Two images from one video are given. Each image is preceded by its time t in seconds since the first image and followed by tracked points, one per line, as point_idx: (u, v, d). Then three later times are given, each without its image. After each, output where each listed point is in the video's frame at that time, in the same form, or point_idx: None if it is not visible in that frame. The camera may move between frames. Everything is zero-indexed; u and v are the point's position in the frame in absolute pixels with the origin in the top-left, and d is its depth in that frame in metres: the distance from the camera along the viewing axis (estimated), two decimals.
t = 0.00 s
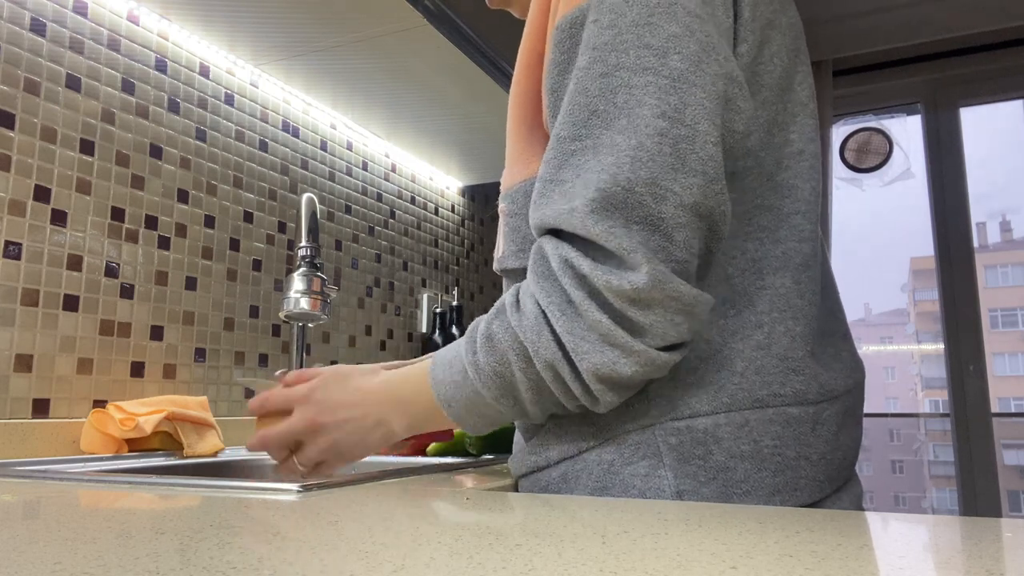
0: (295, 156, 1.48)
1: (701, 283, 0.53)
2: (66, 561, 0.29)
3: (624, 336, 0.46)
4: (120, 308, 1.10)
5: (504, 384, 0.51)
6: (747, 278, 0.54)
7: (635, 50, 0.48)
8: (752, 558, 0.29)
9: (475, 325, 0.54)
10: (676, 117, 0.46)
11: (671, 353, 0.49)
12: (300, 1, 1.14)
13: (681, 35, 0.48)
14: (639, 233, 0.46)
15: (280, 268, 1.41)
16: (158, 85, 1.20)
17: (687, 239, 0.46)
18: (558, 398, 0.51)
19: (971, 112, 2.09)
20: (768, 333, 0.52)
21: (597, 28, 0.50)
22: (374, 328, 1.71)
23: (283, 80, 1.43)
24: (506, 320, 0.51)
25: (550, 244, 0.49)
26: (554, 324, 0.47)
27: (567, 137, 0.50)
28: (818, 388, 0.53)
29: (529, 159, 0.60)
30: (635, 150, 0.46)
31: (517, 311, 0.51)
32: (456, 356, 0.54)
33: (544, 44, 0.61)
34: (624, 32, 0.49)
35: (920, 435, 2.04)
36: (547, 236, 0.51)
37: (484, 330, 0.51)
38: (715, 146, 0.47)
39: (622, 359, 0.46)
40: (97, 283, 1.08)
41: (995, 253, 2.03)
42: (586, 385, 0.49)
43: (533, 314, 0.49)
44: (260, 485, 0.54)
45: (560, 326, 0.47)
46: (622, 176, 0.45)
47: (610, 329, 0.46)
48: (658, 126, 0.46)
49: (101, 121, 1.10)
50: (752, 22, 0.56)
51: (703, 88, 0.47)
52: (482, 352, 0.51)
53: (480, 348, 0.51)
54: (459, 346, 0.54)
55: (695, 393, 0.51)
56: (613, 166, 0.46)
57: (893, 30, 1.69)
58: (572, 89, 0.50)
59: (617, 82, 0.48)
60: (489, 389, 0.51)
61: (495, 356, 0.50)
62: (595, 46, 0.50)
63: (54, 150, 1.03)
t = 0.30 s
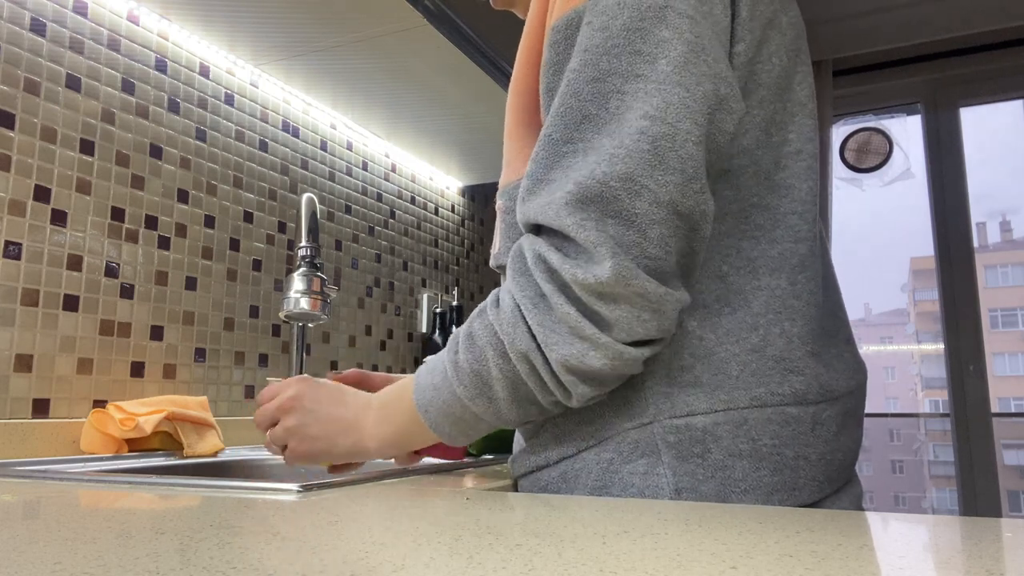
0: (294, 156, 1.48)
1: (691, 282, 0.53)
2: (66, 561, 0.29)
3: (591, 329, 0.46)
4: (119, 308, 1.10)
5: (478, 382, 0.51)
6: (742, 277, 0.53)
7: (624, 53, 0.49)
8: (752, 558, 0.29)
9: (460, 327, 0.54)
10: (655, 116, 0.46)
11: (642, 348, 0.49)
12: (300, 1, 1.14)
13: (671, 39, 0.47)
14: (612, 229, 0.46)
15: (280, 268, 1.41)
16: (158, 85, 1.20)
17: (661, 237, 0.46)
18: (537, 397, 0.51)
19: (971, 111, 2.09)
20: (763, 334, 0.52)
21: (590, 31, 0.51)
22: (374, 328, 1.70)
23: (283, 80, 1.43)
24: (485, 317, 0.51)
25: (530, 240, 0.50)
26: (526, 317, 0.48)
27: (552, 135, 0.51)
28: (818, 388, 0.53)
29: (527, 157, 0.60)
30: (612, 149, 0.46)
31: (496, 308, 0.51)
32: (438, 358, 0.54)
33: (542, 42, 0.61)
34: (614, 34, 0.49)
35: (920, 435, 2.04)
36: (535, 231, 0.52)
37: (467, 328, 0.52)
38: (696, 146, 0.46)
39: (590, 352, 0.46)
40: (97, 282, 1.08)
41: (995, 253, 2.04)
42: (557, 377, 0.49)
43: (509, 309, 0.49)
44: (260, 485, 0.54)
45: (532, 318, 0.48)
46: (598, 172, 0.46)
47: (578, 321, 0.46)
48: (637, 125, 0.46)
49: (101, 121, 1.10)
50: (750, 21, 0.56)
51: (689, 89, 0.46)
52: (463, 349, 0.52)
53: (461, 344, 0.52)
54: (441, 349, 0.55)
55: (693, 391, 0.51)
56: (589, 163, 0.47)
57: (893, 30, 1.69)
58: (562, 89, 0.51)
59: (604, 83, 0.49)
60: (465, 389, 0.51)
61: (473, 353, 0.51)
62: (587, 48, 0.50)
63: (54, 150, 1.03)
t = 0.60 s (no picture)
0: (295, 156, 1.48)
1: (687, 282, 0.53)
2: (66, 561, 0.29)
3: (586, 329, 0.46)
4: (120, 308, 1.10)
5: (468, 378, 0.50)
6: (740, 277, 0.53)
7: (624, 56, 0.49)
8: (752, 558, 0.29)
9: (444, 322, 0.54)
10: (655, 118, 0.46)
11: (633, 350, 0.49)
12: (300, 1, 1.14)
13: (670, 41, 0.47)
14: (609, 229, 0.45)
15: (280, 268, 1.41)
16: (158, 85, 1.20)
17: (657, 238, 0.46)
18: (523, 395, 0.51)
19: (971, 112, 2.09)
20: (761, 336, 0.52)
21: (590, 32, 0.51)
22: (374, 328, 1.71)
23: (283, 80, 1.43)
24: (477, 313, 0.51)
25: (524, 240, 0.50)
26: (521, 314, 0.48)
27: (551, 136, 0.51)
28: (819, 388, 0.53)
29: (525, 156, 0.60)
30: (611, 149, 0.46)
31: (489, 304, 0.51)
32: (420, 352, 0.54)
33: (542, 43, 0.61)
34: (614, 36, 0.49)
35: (920, 435, 2.04)
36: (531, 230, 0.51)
37: (455, 323, 0.52)
38: (694, 148, 0.46)
39: (584, 351, 0.46)
40: (98, 283, 1.08)
41: (995, 253, 2.04)
42: (549, 377, 0.49)
43: (504, 305, 0.49)
44: (260, 485, 0.54)
45: (526, 316, 0.48)
46: (596, 173, 0.46)
47: (573, 321, 0.46)
48: (637, 127, 0.46)
49: (101, 121, 1.10)
50: (750, 23, 0.56)
51: (689, 92, 0.46)
52: (449, 343, 0.51)
53: (449, 339, 0.51)
54: (427, 342, 0.54)
55: (695, 390, 0.51)
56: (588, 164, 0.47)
57: (893, 30, 1.69)
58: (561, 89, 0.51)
59: (603, 85, 0.49)
60: (450, 384, 0.51)
61: (461, 348, 0.51)
62: (586, 50, 0.50)
63: (54, 150, 1.03)
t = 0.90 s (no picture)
0: (295, 156, 1.48)
1: (691, 277, 0.53)
2: (66, 561, 0.29)
3: (605, 332, 0.45)
4: (120, 308, 1.10)
5: (483, 380, 0.50)
6: (743, 275, 0.53)
7: (627, 50, 0.48)
8: (752, 558, 0.29)
9: (451, 323, 0.52)
10: (666, 114, 0.45)
11: (649, 351, 0.48)
12: (300, 1, 1.14)
13: (673, 35, 0.47)
14: (624, 229, 0.45)
15: (280, 268, 1.41)
16: (158, 85, 1.20)
17: (672, 237, 0.45)
18: (535, 395, 0.50)
19: (971, 112, 2.09)
20: (765, 334, 0.52)
21: (591, 28, 0.50)
22: (375, 328, 1.71)
23: (283, 80, 1.43)
24: (488, 314, 0.50)
25: (535, 239, 0.48)
26: (538, 317, 0.46)
27: (558, 134, 0.49)
28: (820, 388, 0.52)
29: (524, 154, 0.61)
30: (623, 146, 0.45)
31: (500, 303, 0.49)
32: (428, 355, 0.53)
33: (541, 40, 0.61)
34: (617, 30, 0.48)
35: (920, 435, 2.04)
36: (533, 230, 0.50)
37: (464, 325, 0.50)
38: (702, 144, 0.46)
39: (602, 355, 0.45)
40: (97, 283, 1.08)
41: (995, 253, 2.04)
42: (566, 379, 0.48)
43: (519, 306, 0.48)
44: (261, 485, 0.55)
45: (543, 318, 0.46)
46: (609, 172, 0.45)
47: (592, 324, 0.45)
48: (647, 123, 0.45)
49: (101, 121, 1.10)
50: (749, 21, 0.56)
51: (695, 87, 0.46)
52: (459, 348, 0.50)
53: (460, 342, 0.50)
54: (433, 344, 0.53)
55: (696, 390, 0.51)
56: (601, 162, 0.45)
57: (893, 29, 1.69)
58: (566, 85, 0.50)
59: (608, 80, 0.48)
60: (466, 387, 0.50)
61: (472, 353, 0.49)
62: (589, 45, 0.49)
63: (54, 150, 1.03)
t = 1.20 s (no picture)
0: (294, 156, 1.48)
1: (697, 277, 0.52)
2: (66, 561, 0.29)
3: (625, 334, 0.45)
4: (120, 308, 1.10)
5: (492, 383, 0.50)
6: (744, 277, 0.53)
7: (630, 47, 0.47)
8: (752, 558, 0.29)
9: (459, 323, 0.52)
10: (675, 113, 0.45)
11: (666, 354, 0.48)
12: (300, 1, 1.14)
13: (676, 32, 0.47)
14: (640, 229, 0.44)
15: (280, 268, 1.41)
16: (158, 85, 1.20)
17: (687, 236, 0.45)
18: (548, 399, 0.50)
19: (971, 111, 2.09)
20: (766, 336, 0.52)
21: (591, 25, 0.49)
22: (375, 328, 1.71)
23: (283, 80, 1.43)
24: (499, 314, 0.49)
25: (550, 240, 0.47)
26: (554, 320, 0.46)
27: (562, 132, 0.48)
28: (820, 389, 0.52)
29: (520, 157, 0.61)
30: (636, 146, 0.45)
31: (511, 304, 0.49)
32: (434, 357, 0.53)
33: (538, 41, 0.61)
34: (619, 28, 0.48)
35: (920, 435, 2.04)
36: (540, 231, 0.49)
37: (473, 326, 0.50)
38: (712, 143, 0.46)
39: (621, 358, 0.45)
40: (98, 283, 1.08)
41: (995, 253, 2.04)
42: (582, 384, 0.47)
43: (533, 308, 0.47)
44: (261, 485, 0.55)
45: (560, 321, 0.46)
46: (625, 172, 0.44)
47: (612, 327, 0.44)
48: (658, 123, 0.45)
49: (101, 121, 1.10)
50: (744, 21, 0.56)
51: (700, 86, 0.46)
52: (468, 350, 0.50)
53: (468, 344, 0.50)
54: (440, 343, 0.53)
55: (697, 394, 0.51)
56: (614, 161, 0.44)
57: (892, 29, 1.68)
58: (568, 82, 0.49)
59: (612, 76, 0.47)
60: (474, 390, 0.50)
61: (481, 355, 0.49)
62: (590, 42, 0.49)
63: (54, 150, 1.03)
